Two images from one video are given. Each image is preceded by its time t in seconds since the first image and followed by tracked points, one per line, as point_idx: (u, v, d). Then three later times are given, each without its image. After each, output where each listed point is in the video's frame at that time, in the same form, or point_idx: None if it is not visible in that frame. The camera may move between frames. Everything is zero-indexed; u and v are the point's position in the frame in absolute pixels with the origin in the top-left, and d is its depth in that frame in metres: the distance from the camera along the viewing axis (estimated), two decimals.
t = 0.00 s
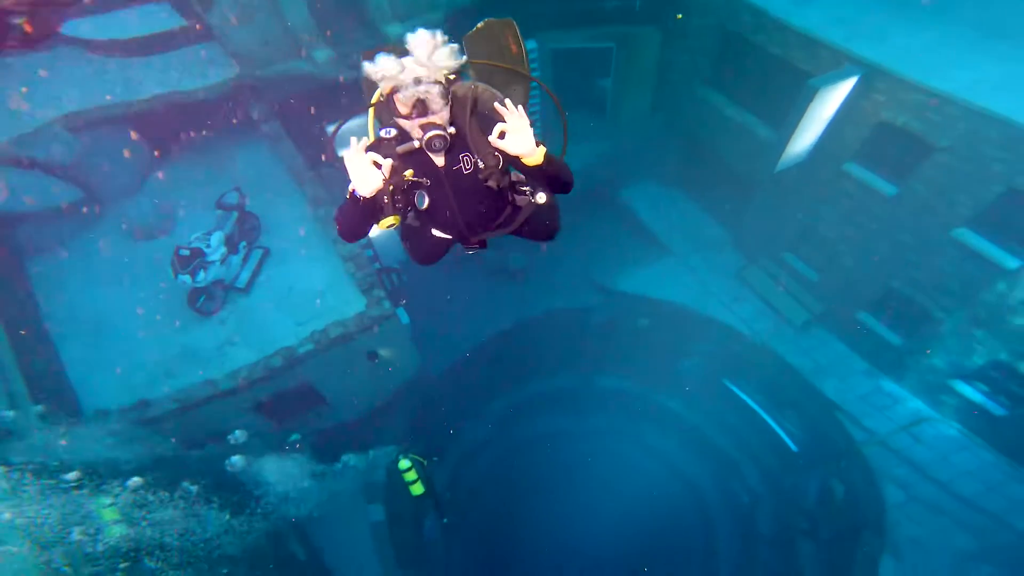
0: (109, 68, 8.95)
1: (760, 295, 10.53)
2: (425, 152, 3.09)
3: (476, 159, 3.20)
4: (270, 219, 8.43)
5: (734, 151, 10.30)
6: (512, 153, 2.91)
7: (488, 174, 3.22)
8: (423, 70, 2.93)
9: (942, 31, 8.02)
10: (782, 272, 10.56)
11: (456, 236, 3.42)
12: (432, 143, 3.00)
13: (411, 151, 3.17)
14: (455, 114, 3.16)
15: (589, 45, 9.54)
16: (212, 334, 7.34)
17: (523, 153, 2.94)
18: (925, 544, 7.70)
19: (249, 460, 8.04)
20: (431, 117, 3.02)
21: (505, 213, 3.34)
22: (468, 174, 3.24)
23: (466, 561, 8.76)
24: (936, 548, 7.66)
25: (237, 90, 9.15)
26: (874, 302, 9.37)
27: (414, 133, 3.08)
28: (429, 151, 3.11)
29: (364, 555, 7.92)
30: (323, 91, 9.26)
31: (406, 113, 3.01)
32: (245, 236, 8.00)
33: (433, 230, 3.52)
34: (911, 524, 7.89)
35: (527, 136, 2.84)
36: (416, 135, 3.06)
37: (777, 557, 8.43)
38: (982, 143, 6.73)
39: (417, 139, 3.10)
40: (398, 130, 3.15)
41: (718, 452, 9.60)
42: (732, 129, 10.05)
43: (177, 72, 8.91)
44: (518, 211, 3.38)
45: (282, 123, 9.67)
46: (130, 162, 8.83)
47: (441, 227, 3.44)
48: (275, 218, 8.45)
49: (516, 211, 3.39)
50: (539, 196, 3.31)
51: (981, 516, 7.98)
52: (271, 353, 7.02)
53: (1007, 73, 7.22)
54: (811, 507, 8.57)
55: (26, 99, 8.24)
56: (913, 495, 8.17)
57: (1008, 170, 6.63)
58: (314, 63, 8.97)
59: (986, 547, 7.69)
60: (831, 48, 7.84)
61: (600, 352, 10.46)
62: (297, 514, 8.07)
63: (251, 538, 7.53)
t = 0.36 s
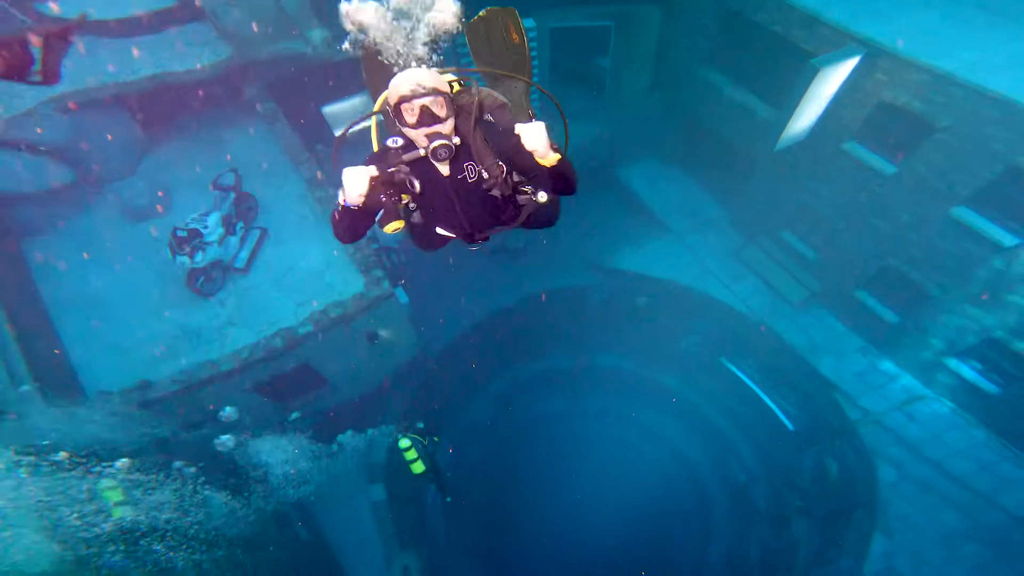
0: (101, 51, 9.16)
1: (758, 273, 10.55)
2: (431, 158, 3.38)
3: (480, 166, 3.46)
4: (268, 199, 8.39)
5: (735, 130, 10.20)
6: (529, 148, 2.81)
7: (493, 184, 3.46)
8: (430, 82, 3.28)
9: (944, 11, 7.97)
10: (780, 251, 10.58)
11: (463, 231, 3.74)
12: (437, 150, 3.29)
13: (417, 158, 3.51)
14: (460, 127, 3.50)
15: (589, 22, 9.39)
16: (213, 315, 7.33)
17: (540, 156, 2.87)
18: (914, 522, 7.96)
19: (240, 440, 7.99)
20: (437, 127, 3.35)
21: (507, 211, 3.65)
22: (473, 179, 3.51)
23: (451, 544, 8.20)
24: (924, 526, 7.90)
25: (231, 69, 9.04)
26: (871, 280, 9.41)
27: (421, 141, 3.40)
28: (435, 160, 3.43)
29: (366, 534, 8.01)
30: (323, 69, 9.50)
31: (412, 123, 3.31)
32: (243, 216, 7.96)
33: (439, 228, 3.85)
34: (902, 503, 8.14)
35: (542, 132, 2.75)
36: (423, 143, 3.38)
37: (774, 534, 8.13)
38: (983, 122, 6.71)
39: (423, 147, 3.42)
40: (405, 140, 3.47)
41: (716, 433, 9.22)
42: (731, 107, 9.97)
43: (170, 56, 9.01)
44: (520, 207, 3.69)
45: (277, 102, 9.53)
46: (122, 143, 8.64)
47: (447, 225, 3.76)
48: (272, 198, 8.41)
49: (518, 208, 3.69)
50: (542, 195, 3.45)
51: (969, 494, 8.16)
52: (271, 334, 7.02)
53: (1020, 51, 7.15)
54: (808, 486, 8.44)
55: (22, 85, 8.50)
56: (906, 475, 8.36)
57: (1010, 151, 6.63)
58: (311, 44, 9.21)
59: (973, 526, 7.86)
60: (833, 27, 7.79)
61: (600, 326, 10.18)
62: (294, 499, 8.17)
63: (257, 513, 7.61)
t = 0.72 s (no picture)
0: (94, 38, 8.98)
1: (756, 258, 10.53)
2: (432, 171, 3.68)
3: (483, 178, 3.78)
4: (264, 185, 8.35)
5: (733, 115, 10.13)
6: (540, 147, 3.12)
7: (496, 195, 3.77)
8: (437, 100, 3.60)
9: None
10: (778, 235, 10.56)
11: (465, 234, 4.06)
12: (436, 163, 3.57)
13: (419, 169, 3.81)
14: (463, 143, 3.78)
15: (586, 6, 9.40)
16: (209, 300, 7.33)
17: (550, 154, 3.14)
18: (905, 506, 8.13)
19: (228, 423, 7.88)
20: (440, 142, 3.66)
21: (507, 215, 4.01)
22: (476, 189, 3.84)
23: (451, 528, 8.33)
24: (915, 510, 8.05)
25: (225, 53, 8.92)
26: (869, 264, 9.43)
27: (424, 154, 3.70)
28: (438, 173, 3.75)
29: (365, 518, 8.09)
30: (317, 54, 9.36)
31: (419, 137, 3.63)
32: (239, 202, 7.93)
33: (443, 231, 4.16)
34: (894, 487, 8.30)
35: (552, 130, 3.06)
36: (425, 156, 3.68)
37: (768, 519, 8.33)
38: (982, 109, 6.72)
39: (426, 160, 3.71)
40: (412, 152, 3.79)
41: (713, 415, 9.31)
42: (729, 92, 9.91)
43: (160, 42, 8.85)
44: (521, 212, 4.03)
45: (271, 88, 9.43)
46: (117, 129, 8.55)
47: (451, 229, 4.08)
48: (269, 183, 8.37)
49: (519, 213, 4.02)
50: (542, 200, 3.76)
51: (961, 478, 8.29)
52: (270, 319, 7.05)
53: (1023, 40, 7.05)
54: (801, 470, 8.58)
55: (10, 71, 8.35)
56: (899, 460, 8.50)
57: (1008, 138, 6.64)
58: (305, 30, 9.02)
59: (963, 510, 8.02)
60: (834, 12, 7.72)
61: (597, 311, 10.12)
62: (293, 483, 8.16)
63: (258, 500, 7.91)
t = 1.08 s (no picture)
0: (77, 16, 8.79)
1: (750, 236, 10.53)
2: (436, 182, 3.68)
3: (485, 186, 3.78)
4: (255, 164, 8.23)
5: (728, 93, 10.05)
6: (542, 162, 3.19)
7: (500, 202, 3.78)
8: (441, 111, 3.59)
9: None
10: (771, 213, 10.58)
11: (467, 232, 4.17)
12: (440, 174, 3.58)
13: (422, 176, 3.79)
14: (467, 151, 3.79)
15: None
16: (204, 279, 7.30)
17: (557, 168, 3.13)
18: (889, 482, 8.34)
19: (206, 401, 7.76)
20: (444, 153, 3.65)
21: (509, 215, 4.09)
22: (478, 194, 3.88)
23: (451, 507, 8.44)
24: (900, 487, 8.28)
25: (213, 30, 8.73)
26: (861, 242, 9.49)
27: (428, 165, 3.68)
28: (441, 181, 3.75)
29: (364, 495, 8.23)
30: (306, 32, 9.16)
31: (425, 147, 3.64)
32: (231, 181, 7.85)
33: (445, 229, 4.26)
34: (880, 464, 8.49)
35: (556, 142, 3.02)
36: (429, 167, 3.66)
37: (757, 495, 8.54)
38: (975, 88, 6.81)
39: (430, 171, 3.71)
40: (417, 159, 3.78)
41: (707, 394, 9.39)
42: (726, 72, 9.86)
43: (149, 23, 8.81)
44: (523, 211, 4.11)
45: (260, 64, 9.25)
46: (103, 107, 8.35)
47: (453, 228, 4.18)
48: (260, 162, 8.25)
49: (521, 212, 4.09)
50: (542, 199, 3.90)
51: (944, 454, 8.50)
52: (265, 298, 7.01)
53: None
54: (791, 446, 8.79)
55: None
56: (885, 436, 8.68)
57: (1005, 116, 6.72)
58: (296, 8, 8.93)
59: (946, 486, 8.25)
60: None
61: (594, 291, 10.25)
62: (286, 465, 8.21)
63: (255, 478, 7.97)
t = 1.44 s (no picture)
0: None
1: (747, 217, 10.49)
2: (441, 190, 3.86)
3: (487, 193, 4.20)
4: (249, 149, 8.15)
5: (725, 78, 9.98)
6: (544, 174, 3.41)
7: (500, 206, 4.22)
8: (447, 122, 3.83)
9: None
10: (768, 194, 10.55)
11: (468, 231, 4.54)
12: (446, 182, 3.75)
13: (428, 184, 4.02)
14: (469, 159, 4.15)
15: None
16: (200, 265, 7.26)
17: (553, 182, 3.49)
18: (883, 463, 8.47)
19: (191, 385, 7.65)
20: (449, 162, 3.87)
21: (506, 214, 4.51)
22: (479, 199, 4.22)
23: (447, 494, 8.55)
24: (892, 468, 8.42)
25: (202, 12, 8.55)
26: (857, 222, 9.49)
27: (433, 174, 3.88)
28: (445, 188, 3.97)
29: (364, 480, 8.31)
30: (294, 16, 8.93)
31: (429, 156, 3.84)
32: (224, 166, 7.78)
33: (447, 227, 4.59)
34: (873, 445, 8.62)
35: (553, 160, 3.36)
36: (434, 176, 3.86)
37: (752, 477, 8.65)
38: (972, 70, 6.86)
39: (435, 179, 3.91)
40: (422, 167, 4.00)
41: (704, 376, 9.47)
42: (723, 54, 9.79)
43: None
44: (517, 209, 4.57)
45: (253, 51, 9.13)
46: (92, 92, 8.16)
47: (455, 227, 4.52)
48: (254, 147, 8.17)
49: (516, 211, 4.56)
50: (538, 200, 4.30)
51: (937, 435, 8.61)
52: (262, 283, 6.99)
53: None
54: (787, 427, 8.87)
55: None
56: (879, 418, 8.79)
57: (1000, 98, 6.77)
58: None
59: (937, 468, 8.38)
60: None
61: (591, 274, 10.24)
62: (286, 452, 8.27)
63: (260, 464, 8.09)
